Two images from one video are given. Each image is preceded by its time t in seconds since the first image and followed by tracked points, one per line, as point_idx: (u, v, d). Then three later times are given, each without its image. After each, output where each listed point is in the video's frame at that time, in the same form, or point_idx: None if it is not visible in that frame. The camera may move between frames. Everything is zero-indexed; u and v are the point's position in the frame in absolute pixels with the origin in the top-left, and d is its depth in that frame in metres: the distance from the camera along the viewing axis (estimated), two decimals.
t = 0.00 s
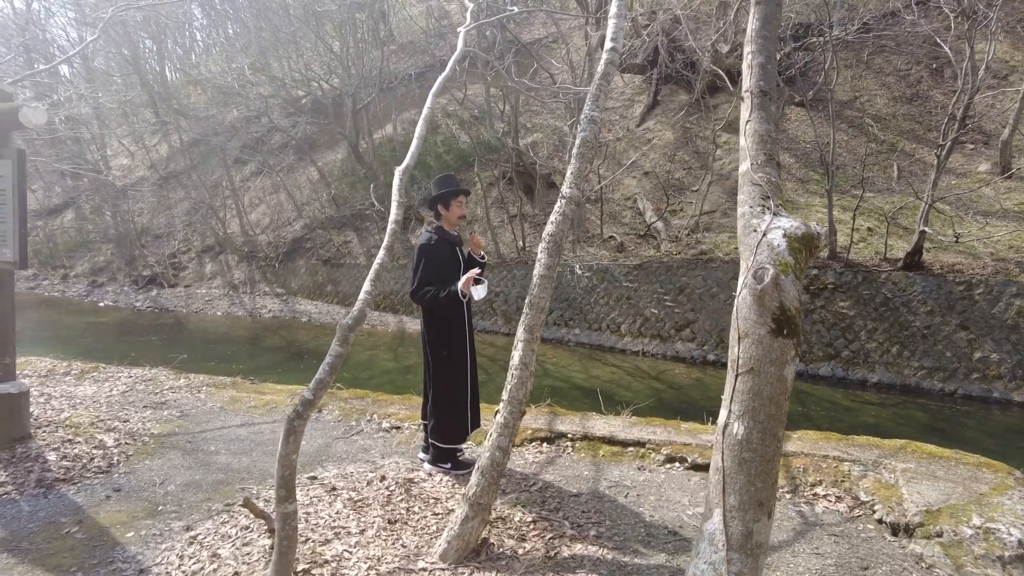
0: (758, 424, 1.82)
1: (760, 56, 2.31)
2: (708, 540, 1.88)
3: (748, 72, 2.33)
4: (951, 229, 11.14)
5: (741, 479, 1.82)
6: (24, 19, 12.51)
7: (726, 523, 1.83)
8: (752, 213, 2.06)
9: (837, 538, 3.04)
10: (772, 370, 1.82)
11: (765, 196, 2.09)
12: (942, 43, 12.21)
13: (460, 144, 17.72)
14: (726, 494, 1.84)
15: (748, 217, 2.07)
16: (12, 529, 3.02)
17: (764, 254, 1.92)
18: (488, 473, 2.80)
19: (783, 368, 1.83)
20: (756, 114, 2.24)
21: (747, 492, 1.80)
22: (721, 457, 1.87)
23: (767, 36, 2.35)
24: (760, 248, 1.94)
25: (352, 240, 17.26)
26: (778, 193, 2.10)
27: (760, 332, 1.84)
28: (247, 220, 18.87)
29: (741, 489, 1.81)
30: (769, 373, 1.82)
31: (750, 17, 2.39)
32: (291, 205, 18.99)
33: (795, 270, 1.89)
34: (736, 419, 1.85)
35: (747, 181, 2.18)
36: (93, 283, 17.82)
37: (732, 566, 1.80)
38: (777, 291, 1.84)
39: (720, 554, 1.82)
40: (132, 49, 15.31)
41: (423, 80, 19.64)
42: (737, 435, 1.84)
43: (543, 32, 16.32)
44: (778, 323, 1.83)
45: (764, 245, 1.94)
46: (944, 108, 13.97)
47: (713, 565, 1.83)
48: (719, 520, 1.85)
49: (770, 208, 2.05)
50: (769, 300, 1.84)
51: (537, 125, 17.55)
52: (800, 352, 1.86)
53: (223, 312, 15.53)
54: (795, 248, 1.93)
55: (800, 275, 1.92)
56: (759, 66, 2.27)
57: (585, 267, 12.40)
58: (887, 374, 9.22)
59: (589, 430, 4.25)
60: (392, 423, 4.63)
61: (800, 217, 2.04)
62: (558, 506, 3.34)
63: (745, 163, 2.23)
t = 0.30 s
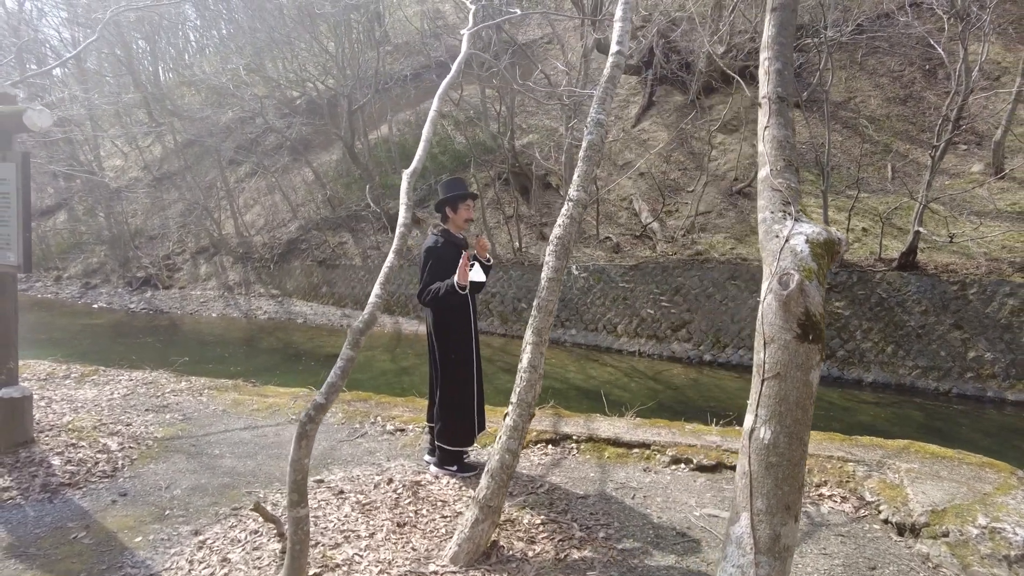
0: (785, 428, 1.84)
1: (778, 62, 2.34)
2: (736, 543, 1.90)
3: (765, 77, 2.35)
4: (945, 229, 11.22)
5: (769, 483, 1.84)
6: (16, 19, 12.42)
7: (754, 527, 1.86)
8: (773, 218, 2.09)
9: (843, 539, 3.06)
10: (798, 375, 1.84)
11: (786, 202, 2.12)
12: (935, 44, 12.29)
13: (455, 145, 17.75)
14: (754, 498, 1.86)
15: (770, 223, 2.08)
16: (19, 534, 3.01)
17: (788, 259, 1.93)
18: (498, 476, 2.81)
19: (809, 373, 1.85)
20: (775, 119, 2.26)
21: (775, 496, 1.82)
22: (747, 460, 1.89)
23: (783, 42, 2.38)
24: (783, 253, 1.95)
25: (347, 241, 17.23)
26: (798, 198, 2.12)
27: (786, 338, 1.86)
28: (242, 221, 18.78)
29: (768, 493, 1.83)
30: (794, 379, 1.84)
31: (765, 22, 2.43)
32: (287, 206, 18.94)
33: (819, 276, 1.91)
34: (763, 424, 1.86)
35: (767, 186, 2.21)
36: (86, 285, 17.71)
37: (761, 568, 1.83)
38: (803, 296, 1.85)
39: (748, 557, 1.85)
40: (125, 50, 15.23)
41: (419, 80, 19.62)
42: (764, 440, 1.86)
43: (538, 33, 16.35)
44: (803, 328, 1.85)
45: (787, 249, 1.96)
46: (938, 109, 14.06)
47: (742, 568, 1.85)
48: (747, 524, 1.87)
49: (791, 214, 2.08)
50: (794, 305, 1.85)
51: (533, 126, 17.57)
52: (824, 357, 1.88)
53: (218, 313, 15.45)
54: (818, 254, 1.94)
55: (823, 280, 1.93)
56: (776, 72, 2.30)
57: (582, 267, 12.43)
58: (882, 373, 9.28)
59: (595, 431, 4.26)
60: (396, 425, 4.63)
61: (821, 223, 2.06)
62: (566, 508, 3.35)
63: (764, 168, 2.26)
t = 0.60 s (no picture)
0: (808, 430, 1.85)
1: (791, 67, 2.37)
2: (760, 544, 1.91)
3: (779, 83, 2.39)
4: (934, 229, 11.34)
5: (792, 484, 1.86)
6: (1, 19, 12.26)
7: (779, 528, 1.88)
8: (791, 222, 2.11)
9: (847, 537, 3.08)
10: (821, 377, 1.85)
11: (803, 206, 2.14)
12: (924, 45, 12.40)
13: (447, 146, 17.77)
14: (777, 499, 1.88)
15: (788, 226, 2.10)
16: (20, 541, 2.97)
17: (808, 263, 1.95)
18: (505, 478, 2.80)
19: (831, 375, 1.86)
20: (790, 123, 2.29)
21: (799, 497, 1.84)
22: (771, 462, 1.91)
23: (794, 48, 2.42)
24: (803, 257, 1.97)
25: (339, 242, 17.17)
26: (815, 202, 2.15)
27: (809, 340, 1.87)
28: (233, 222, 18.64)
29: (792, 494, 1.86)
30: (818, 381, 1.85)
31: (777, 28, 2.47)
32: (278, 207, 18.84)
33: (839, 279, 1.93)
34: (786, 425, 1.88)
35: (782, 189, 2.23)
36: (75, 287, 17.53)
37: (786, 569, 1.84)
38: (823, 300, 1.87)
39: (774, 558, 1.86)
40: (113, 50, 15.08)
41: (411, 81, 19.58)
42: (787, 442, 1.87)
43: (531, 33, 16.35)
44: (825, 331, 1.87)
45: (806, 254, 1.98)
46: (927, 110, 14.20)
47: (767, 569, 1.87)
48: (771, 525, 1.89)
49: (809, 217, 2.09)
50: (816, 308, 1.87)
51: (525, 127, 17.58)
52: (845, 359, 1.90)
53: (209, 315, 15.33)
54: (836, 257, 1.96)
55: (842, 283, 1.95)
56: (790, 77, 2.33)
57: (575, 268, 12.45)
58: (873, 372, 9.37)
59: (597, 432, 4.27)
60: (397, 428, 4.61)
61: (838, 226, 2.08)
62: (571, 509, 3.35)
63: (779, 172, 2.28)
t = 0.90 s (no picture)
0: (832, 428, 1.87)
1: (804, 69, 2.39)
2: (785, 542, 1.94)
3: (792, 85, 2.41)
4: (925, 229, 11.44)
5: (816, 482, 1.88)
6: None
7: (803, 526, 1.90)
8: (809, 222, 2.11)
9: (851, 535, 3.10)
10: (843, 376, 1.87)
11: (820, 206, 2.15)
12: (915, 46, 12.50)
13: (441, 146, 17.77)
14: (802, 497, 1.90)
15: (805, 227, 2.11)
16: (24, 546, 2.94)
17: (828, 263, 1.96)
18: (513, 479, 2.81)
19: (853, 374, 1.88)
20: (804, 125, 2.31)
21: (823, 495, 1.87)
22: (794, 461, 1.93)
23: (807, 49, 2.44)
24: (823, 257, 1.98)
25: (333, 242, 17.11)
26: (831, 203, 2.16)
27: (831, 340, 1.89)
28: (225, 223, 18.52)
29: (816, 492, 1.88)
30: (840, 380, 1.87)
31: (790, 30, 2.49)
32: (270, 207, 18.75)
33: (858, 279, 1.94)
34: (809, 424, 1.90)
35: (798, 190, 2.24)
36: (65, 288, 17.36)
37: (812, 566, 1.87)
38: (845, 300, 1.89)
39: (799, 556, 1.89)
40: (103, 50, 14.94)
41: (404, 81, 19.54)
42: (810, 440, 1.89)
43: (524, 33, 16.36)
44: (847, 330, 1.88)
45: (825, 254, 1.99)
46: (917, 110, 14.33)
47: (793, 567, 1.89)
48: (795, 523, 1.91)
49: (826, 218, 2.10)
50: (838, 308, 1.89)
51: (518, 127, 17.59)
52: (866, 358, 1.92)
53: (201, 316, 15.23)
54: (855, 257, 1.98)
55: (862, 283, 1.97)
56: (803, 79, 2.35)
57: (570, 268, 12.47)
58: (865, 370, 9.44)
59: (599, 432, 4.28)
60: (398, 429, 4.61)
61: (855, 227, 2.09)
62: (577, 509, 3.36)
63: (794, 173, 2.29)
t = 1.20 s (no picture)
0: (848, 425, 1.89)
1: (814, 69, 2.41)
2: (802, 538, 1.97)
3: (802, 84, 2.42)
4: (918, 228, 11.50)
5: (834, 478, 1.91)
6: None
7: (821, 521, 1.93)
8: (822, 221, 2.12)
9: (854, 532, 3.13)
10: (859, 373, 1.89)
11: (832, 205, 2.16)
12: (909, 47, 12.56)
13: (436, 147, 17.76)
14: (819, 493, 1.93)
15: (819, 225, 2.13)
16: (27, 547, 2.93)
17: (842, 261, 1.98)
18: (519, 477, 2.82)
19: (869, 371, 1.90)
20: (815, 124, 2.32)
21: (841, 491, 1.89)
22: (811, 457, 1.96)
23: (817, 48, 2.46)
24: (837, 256, 2.00)
25: (328, 242, 17.06)
26: (843, 201, 2.18)
27: (847, 337, 1.90)
28: (219, 223, 18.43)
29: (834, 488, 1.91)
30: (856, 377, 1.89)
31: (799, 30, 2.50)
32: (265, 208, 18.69)
33: (872, 277, 1.96)
34: (826, 421, 1.92)
35: (811, 189, 2.25)
36: (58, 289, 17.25)
37: (830, 561, 1.90)
38: (861, 297, 1.91)
39: (817, 550, 1.92)
40: (97, 49, 14.84)
41: (399, 81, 19.50)
42: (828, 436, 1.92)
43: (519, 34, 16.36)
44: (863, 328, 1.90)
45: (840, 252, 1.99)
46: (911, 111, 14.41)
47: (811, 561, 1.92)
48: (813, 518, 1.94)
49: (839, 216, 2.12)
50: (854, 306, 1.90)
51: (514, 127, 17.59)
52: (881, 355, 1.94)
53: (195, 316, 15.16)
54: (869, 255, 2.00)
55: (874, 281, 1.99)
56: (814, 78, 2.37)
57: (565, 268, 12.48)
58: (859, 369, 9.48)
59: (601, 431, 4.29)
60: (400, 428, 4.61)
61: (867, 225, 2.11)
62: (581, 507, 3.36)
63: (807, 172, 2.30)
